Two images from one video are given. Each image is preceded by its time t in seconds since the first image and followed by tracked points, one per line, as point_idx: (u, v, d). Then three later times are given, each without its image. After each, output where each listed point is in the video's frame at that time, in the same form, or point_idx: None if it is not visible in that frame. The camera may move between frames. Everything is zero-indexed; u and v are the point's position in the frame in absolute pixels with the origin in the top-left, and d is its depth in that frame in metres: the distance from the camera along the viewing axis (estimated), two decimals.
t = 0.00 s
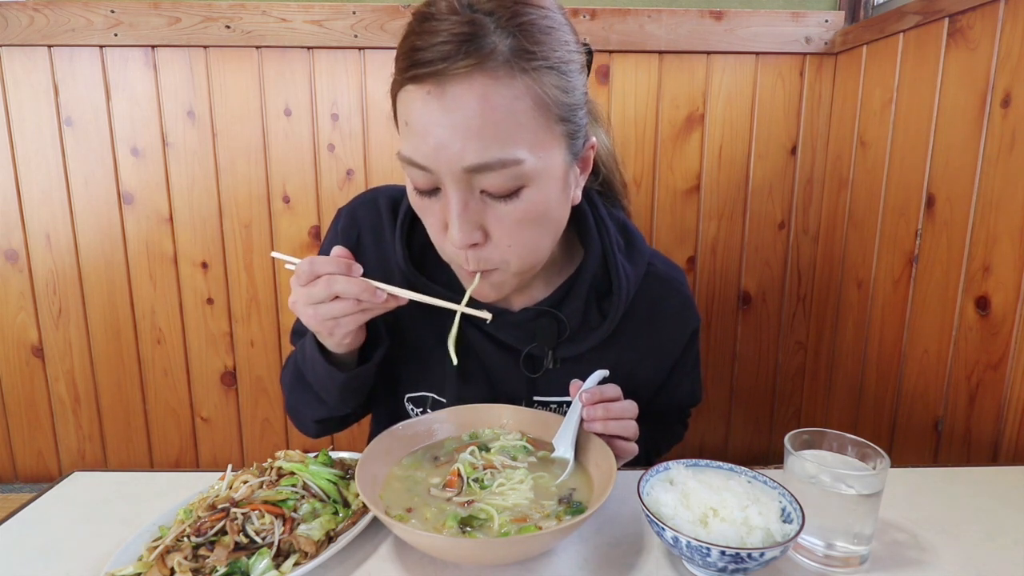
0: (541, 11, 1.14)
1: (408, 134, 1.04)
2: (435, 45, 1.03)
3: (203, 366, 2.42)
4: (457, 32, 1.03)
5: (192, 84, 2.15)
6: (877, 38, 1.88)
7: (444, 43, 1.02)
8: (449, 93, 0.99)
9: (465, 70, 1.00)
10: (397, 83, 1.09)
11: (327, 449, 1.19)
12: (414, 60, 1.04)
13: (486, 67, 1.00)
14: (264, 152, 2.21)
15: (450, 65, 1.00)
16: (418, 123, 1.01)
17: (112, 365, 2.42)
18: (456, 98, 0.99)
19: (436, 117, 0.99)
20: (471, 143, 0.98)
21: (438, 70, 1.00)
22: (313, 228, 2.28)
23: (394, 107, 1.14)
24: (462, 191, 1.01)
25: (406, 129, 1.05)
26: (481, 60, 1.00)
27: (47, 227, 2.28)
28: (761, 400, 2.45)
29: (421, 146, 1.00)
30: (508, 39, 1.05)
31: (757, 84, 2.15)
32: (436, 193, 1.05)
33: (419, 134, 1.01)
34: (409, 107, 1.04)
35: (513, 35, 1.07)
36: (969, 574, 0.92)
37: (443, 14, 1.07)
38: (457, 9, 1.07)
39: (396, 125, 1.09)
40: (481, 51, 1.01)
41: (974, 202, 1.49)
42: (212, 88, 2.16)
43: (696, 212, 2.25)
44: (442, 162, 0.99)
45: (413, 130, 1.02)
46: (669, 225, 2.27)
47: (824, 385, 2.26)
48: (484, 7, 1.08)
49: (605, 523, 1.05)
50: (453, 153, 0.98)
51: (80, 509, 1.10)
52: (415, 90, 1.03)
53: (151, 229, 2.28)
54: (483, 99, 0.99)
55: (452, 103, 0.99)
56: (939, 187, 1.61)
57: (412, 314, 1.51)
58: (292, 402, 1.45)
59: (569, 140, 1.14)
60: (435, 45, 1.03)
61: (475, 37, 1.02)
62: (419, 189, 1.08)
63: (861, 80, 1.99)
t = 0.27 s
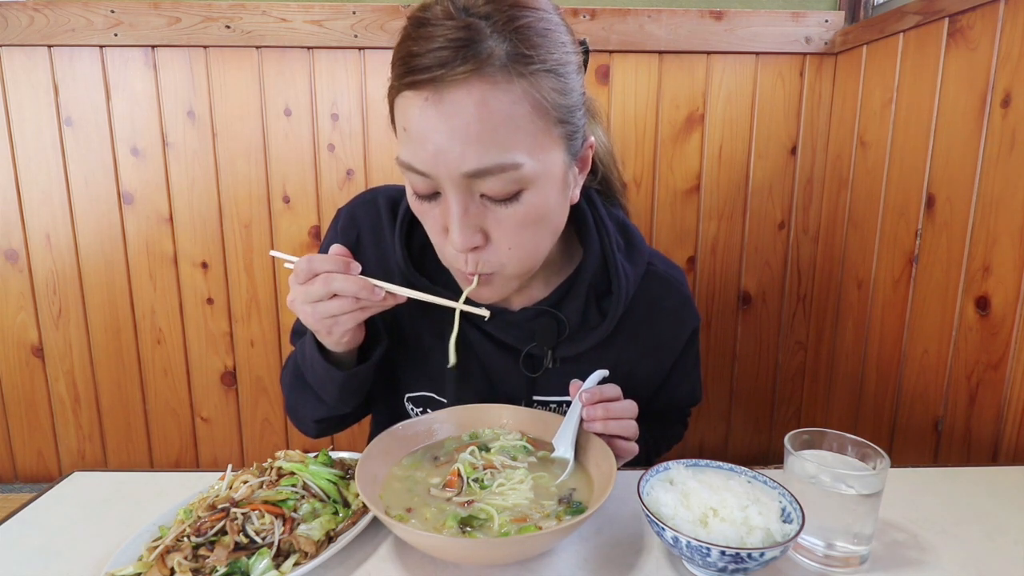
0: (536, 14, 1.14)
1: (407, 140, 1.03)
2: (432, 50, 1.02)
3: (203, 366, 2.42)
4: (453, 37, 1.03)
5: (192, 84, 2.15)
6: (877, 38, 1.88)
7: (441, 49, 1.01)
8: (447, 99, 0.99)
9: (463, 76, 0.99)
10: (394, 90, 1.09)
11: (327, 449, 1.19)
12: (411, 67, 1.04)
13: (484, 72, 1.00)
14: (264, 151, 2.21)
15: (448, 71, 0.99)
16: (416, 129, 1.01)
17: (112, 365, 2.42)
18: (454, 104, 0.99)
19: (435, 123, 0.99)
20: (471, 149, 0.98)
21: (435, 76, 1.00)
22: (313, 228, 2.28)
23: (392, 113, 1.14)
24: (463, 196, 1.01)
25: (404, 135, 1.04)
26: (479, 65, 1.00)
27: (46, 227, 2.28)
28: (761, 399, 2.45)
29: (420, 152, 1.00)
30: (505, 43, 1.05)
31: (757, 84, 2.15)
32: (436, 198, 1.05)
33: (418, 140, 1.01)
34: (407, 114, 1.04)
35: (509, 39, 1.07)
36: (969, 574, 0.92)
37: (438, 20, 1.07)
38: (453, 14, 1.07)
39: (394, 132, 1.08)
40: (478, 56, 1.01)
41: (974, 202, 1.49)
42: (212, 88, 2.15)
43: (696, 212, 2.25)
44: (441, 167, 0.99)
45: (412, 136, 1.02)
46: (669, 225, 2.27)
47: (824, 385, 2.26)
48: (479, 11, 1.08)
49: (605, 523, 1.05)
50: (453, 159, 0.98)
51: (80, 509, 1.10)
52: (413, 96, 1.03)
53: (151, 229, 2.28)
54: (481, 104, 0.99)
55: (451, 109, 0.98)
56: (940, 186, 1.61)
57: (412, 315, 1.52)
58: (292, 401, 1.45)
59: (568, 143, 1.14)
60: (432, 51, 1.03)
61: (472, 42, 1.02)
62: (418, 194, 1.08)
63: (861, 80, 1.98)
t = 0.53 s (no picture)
0: (540, 15, 1.15)
1: (406, 133, 1.03)
2: (435, 43, 1.03)
3: (203, 366, 2.42)
4: (456, 31, 1.03)
5: (192, 84, 2.15)
6: (877, 38, 1.88)
7: (444, 42, 1.02)
8: (447, 92, 0.99)
9: (464, 69, 0.99)
10: (395, 83, 1.09)
11: (327, 449, 1.19)
12: (413, 60, 1.04)
13: (486, 67, 1.00)
14: (264, 151, 2.21)
15: (450, 63, 1.00)
16: (415, 122, 1.01)
17: (112, 365, 2.42)
18: (454, 98, 0.99)
19: (435, 116, 0.99)
20: (470, 142, 0.98)
21: (437, 68, 1.00)
22: (313, 228, 2.28)
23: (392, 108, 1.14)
24: (460, 190, 1.01)
25: (403, 128, 1.04)
26: (481, 59, 1.00)
27: (47, 227, 2.28)
28: (761, 399, 2.45)
29: (419, 144, 1.00)
30: (508, 40, 1.06)
31: (757, 84, 2.15)
32: (433, 193, 1.05)
33: (417, 132, 1.01)
34: (407, 107, 1.04)
35: (513, 36, 1.07)
36: (969, 574, 0.92)
37: (443, 15, 1.07)
38: (457, 11, 1.07)
39: (394, 125, 1.08)
40: (481, 50, 1.01)
41: (974, 202, 1.49)
42: (211, 88, 2.16)
43: (696, 212, 2.25)
44: (438, 160, 0.99)
45: (411, 129, 1.02)
46: (669, 226, 2.27)
47: (824, 385, 2.26)
48: (484, 9, 1.09)
49: (605, 523, 1.05)
50: (451, 152, 0.98)
51: (80, 509, 1.10)
52: (414, 89, 1.03)
53: (151, 229, 2.28)
54: (482, 99, 0.99)
55: (451, 102, 0.98)
56: (940, 186, 1.61)
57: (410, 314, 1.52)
58: (291, 399, 1.45)
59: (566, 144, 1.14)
60: (435, 43, 1.03)
61: (475, 36, 1.02)
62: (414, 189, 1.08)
63: (861, 80, 1.98)
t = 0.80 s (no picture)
0: (538, 15, 1.15)
1: (407, 136, 1.03)
2: (435, 46, 1.02)
3: (203, 366, 2.41)
4: (457, 33, 1.03)
5: (192, 84, 2.15)
6: (877, 38, 1.88)
7: (444, 44, 1.01)
8: (448, 95, 0.99)
9: (466, 72, 0.99)
10: (395, 86, 1.09)
11: (327, 449, 1.19)
12: (413, 62, 1.03)
13: (487, 69, 1.00)
14: (264, 151, 2.21)
15: (451, 66, 0.99)
16: (417, 125, 1.01)
17: (112, 365, 2.42)
18: (456, 101, 0.98)
19: (436, 118, 0.99)
20: (472, 145, 0.97)
21: (438, 71, 1.00)
22: (313, 228, 2.28)
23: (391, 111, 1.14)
24: (462, 193, 1.01)
25: (404, 131, 1.04)
26: (482, 61, 1.00)
27: (47, 227, 2.28)
28: (761, 399, 2.45)
29: (421, 148, 1.00)
30: (508, 41, 1.06)
31: (757, 84, 2.15)
32: (435, 195, 1.05)
33: (419, 136, 1.00)
34: (408, 110, 1.03)
35: (513, 37, 1.07)
36: (969, 574, 0.92)
37: (442, 16, 1.07)
38: (457, 12, 1.07)
39: (395, 128, 1.08)
40: (482, 53, 1.01)
41: (974, 202, 1.49)
42: (211, 88, 2.15)
43: (696, 212, 2.25)
44: (441, 163, 0.98)
45: (412, 132, 1.02)
46: (669, 225, 2.27)
47: (824, 385, 2.26)
48: (483, 10, 1.09)
49: (605, 523, 1.05)
50: (454, 155, 0.98)
51: (80, 509, 1.11)
52: (415, 91, 1.02)
53: (151, 229, 2.28)
54: (483, 101, 0.99)
55: (453, 105, 0.98)
56: (940, 186, 1.61)
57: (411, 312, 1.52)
58: (292, 398, 1.45)
59: (567, 143, 1.14)
60: (435, 46, 1.02)
61: (475, 38, 1.02)
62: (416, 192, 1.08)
63: (861, 80, 1.99)
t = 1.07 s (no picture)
0: (536, 13, 1.15)
1: (412, 141, 1.03)
2: (437, 50, 1.02)
3: (203, 366, 2.41)
4: (458, 36, 1.03)
5: (192, 84, 2.15)
6: (877, 38, 1.88)
7: (446, 48, 1.01)
8: (453, 99, 0.99)
9: (469, 75, 0.99)
10: (396, 90, 1.08)
11: (327, 449, 1.19)
12: (415, 67, 1.03)
13: (490, 71, 1.00)
14: (264, 151, 2.21)
15: (454, 70, 0.99)
16: (421, 130, 1.01)
17: (112, 365, 2.42)
18: (460, 104, 0.98)
19: (441, 122, 0.98)
20: (478, 148, 0.97)
21: (441, 75, 1.00)
22: (313, 228, 2.28)
23: (392, 115, 1.13)
24: (469, 195, 1.01)
25: (408, 135, 1.04)
26: (485, 64, 1.00)
27: (46, 227, 2.28)
28: (761, 399, 2.45)
29: (426, 152, 1.00)
30: (508, 42, 1.06)
31: (757, 84, 2.15)
32: (442, 197, 1.05)
33: (423, 140, 1.00)
34: (411, 114, 1.03)
35: (513, 38, 1.07)
36: (969, 574, 0.92)
37: (441, 18, 1.07)
38: (456, 13, 1.07)
39: (398, 132, 1.08)
40: (484, 55, 1.01)
41: (974, 202, 1.49)
42: (211, 88, 2.15)
43: (696, 212, 2.25)
44: (448, 166, 0.98)
45: (416, 137, 1.01)
46: (669, 225, 2.26)
47: (824, 385, 2.26)
48: (482, 10, 1.08)
49: (605, 523, 1.05)
50: (460, 158, 0.98)
51: (80, 509, 1.10)
52: (418, 96, 1.02)
53: (151, 230, 2.28)
54: (487, 103, 0.99)
55: (457, 108, 0.98)
56: (940, 186, 1.61)
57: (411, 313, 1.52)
58: (290, 404, 1.45)
59: (569, 140, 1.14)
60: (436, 50, 1.02)
61: (476, 41, 1.02)
62: (422, 195, 1.08)
63: (861, 80, 1.98)
